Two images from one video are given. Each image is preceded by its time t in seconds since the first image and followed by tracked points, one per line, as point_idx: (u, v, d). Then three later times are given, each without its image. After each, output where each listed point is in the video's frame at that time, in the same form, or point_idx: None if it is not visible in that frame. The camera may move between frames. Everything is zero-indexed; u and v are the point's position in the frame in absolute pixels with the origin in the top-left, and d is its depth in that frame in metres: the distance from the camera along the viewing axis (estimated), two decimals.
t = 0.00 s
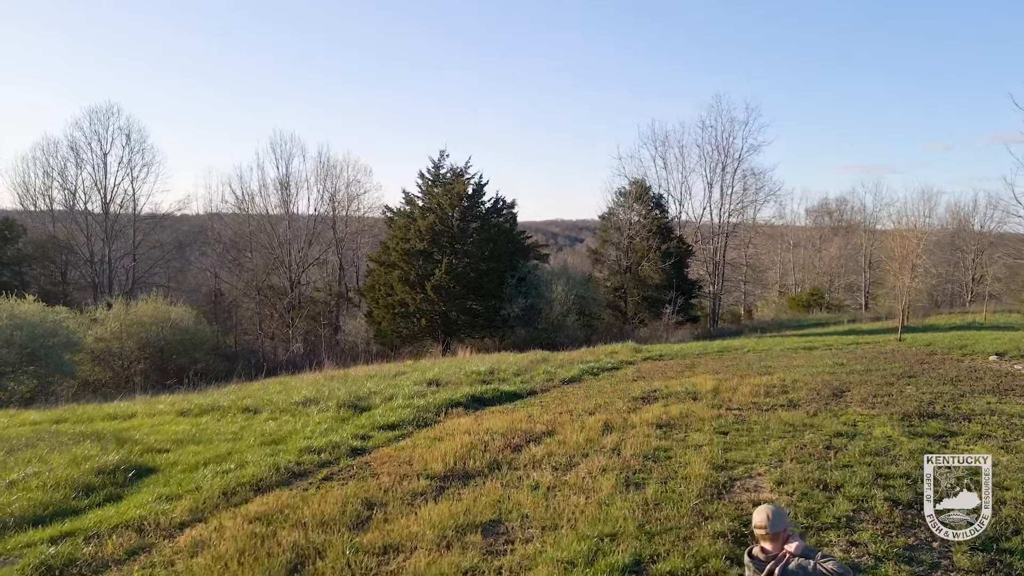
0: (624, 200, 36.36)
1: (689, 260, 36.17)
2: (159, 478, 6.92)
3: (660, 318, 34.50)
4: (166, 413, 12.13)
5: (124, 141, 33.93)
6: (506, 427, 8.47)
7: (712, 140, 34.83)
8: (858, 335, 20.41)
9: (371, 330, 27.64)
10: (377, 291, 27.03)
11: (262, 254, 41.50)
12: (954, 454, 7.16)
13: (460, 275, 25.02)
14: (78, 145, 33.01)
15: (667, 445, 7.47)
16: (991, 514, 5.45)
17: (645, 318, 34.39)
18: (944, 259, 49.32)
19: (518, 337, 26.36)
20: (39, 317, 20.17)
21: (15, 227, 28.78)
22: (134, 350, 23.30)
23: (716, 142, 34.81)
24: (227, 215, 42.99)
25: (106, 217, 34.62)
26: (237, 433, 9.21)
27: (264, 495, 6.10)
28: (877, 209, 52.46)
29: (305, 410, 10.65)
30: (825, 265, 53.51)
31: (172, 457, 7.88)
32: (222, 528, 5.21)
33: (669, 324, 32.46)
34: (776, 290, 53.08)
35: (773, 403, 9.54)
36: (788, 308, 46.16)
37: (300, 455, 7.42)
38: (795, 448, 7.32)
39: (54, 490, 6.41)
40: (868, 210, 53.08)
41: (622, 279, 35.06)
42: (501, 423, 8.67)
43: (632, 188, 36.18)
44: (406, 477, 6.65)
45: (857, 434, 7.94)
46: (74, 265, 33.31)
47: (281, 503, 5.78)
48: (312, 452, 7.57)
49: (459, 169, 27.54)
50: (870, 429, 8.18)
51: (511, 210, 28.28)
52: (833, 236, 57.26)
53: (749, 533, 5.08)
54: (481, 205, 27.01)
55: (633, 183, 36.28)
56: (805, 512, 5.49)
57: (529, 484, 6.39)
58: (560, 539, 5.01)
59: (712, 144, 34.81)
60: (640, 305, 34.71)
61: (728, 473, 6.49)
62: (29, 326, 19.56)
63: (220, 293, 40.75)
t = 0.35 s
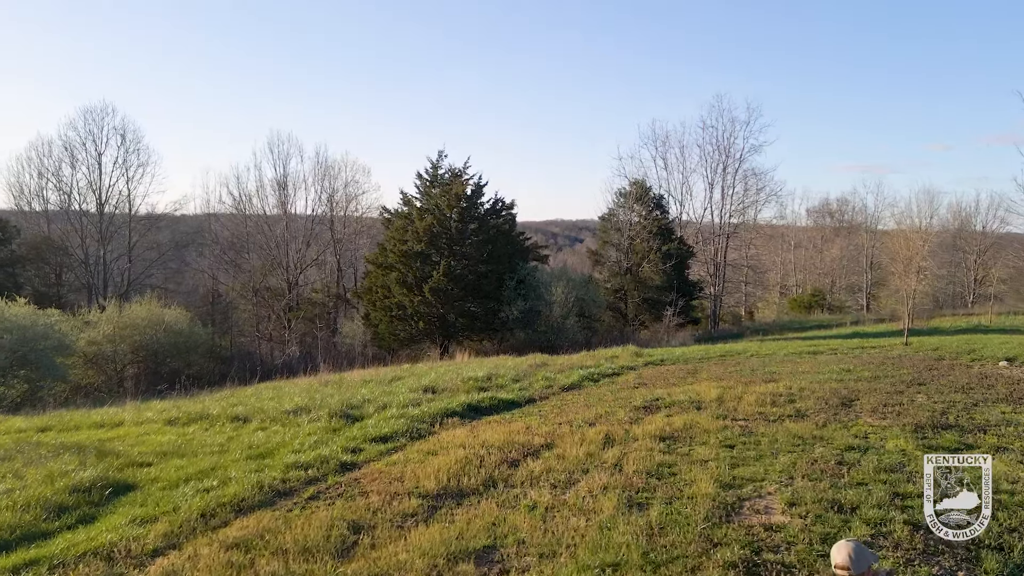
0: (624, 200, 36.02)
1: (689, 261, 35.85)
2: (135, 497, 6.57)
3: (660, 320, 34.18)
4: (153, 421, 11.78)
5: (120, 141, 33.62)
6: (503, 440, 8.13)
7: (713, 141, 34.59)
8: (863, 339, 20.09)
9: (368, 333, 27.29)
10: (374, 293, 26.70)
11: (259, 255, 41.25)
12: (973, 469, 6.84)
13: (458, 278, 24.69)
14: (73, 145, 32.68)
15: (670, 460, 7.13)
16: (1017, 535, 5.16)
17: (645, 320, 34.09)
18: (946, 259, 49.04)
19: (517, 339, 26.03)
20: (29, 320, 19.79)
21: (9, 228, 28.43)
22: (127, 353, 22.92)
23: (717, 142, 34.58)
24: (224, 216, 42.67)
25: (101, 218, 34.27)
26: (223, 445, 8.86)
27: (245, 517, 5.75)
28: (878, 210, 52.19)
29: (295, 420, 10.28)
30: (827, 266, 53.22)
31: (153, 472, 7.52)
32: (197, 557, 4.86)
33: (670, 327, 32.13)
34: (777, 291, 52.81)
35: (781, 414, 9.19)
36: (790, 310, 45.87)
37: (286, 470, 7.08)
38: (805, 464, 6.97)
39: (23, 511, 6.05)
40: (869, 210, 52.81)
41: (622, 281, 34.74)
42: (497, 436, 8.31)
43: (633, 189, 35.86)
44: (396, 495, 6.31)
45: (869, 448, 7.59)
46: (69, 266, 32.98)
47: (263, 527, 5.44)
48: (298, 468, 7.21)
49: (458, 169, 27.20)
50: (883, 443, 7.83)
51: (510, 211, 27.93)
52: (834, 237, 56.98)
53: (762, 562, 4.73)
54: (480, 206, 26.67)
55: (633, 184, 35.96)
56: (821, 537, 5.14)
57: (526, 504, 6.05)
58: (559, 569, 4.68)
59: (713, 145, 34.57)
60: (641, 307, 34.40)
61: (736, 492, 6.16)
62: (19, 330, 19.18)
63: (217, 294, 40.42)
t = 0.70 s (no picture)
0: (624, 201, 35.68)
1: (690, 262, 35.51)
2: (108, 518, 6.21)
3: (660, 322, 33.84)
4: (139, 431, 11.40)
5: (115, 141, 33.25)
6: (498, 455, 7.78)
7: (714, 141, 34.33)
8: (869, 344, 19.73)
9: (364, 336, 26.91)
10: (371, 296, 26.33)
11: (256, 256, 40.96)
12: (995, 488, 6.48)
13: (455, 280, 24.36)
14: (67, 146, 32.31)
15: (674, 478, 6.79)
16: None
17: (646, 323, 33.76)
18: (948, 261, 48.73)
19: (516, 342, 25.68)
20: (19, 324, 19.38)
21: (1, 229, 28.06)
22: (119, 357, 22.50)
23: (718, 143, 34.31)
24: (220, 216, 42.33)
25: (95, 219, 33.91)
26: (207, 459, 8.50)
27: (221, 544, 5.39)
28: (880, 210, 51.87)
29: (284, 431, 9.90)
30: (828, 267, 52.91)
31: (130, 491, 7.14)
32: None
33: (670, 329, 31.81)
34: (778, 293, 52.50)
35: (788, 425, 8.84)
36: (791, 311, 45.53)
37: (269, 489, 6.72)
38: (816, 482, 6.62)
39: None
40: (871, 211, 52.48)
41: (622, 283, 34.41)
42: (492, 451, 7.95)
43: (632, 189, 35.52)
44: (384, 518, 5.96)
45: (883, 465, 7.21)
46: (63, 268, 32.61)
47: (240, 555, 5.09)
48: (282, 486, 6.84)
49: (456, 170, 26.83)
50: (896, 458, 7.47)
51: (508, 212, 27.55)
52: (835, 238, 56.65)
53: None
54: (478, 207, 26.30)
55: (633, 185, 35.62)
56: (838, 568, 4.78)
57: (522, 528, 5.70)
58: None
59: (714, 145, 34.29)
60: (641, 309, 34.07)
61: (744, 514, 5.81)
62: (8, 334, 18.77)
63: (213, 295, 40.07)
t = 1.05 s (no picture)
0: (624, 202, 35.32)
1: (691, 264, 35.20)
2: (75, 544, 5.82)
3: (661, 325, 33.46)
4: (122, 442, 11.01)
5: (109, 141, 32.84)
6: (492, 472, 7.41)
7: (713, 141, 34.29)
8: (874, 348, 19.34)
9: (360, 339, 26.51)
10: (367, 298, 25.97)
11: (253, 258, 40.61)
12: (1019, 509, 6.09)
13: (453, 283, 23.98)
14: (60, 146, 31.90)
15: (677, 499, 6.41)
16: None
17: (646, 325, 33.42)
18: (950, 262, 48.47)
19: (514, 345, 25.32)
20: (7, 328, 18.98)
21: None
22: (110, 361, 22.09)
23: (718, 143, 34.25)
24: (217, 217, 42.00)
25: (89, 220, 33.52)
26: (188, 475, 8.12)
27: None
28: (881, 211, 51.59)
29: (271, 444, 9.51)
30: (829, 268, 52.61)
31: (103, 511, 6.75)
32: None
33: (671, 332, 31.46)
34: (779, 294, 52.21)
35: (796, 439, 8.46)
36: (792, 312, 45.18)
37: (249, 511, 6.35)
38: (828, 502, 6.27)
39: None
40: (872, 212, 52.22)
41: (622, 285, 34.04)
42: (487, 468, 7.55)
43: (633, 190, 35.16)
44: (369, 544, 5.59)
45: (899, 484, 6.83)
46: (56, 270, 32.23)
47: None
48: (264, 507, 6.47)
49: (453, 170, 26.47)
50: (911, 475, 7.10)
51: (507, 213, 27.17)
52: (837, 239, 56.40)
53: None
54: (476, 208, 25.93)
55: (633, 186, 35.26)
56: None
57: (516, 555, 5.33)
58: None
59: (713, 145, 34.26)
60: (641, 311, 33.71)
61: (753, 541, 5.43)
62: None
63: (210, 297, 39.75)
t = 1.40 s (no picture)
0: (624, 203, 34.96)
1: (692, 265, 34.88)
2: (37, 572, 5.44)
3: (661, 327, 33.08)
4: (104, 453, 10.60)
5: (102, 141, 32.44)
6: (485, 490, 7.04)
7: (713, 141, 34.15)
8: (879, 352, 18.95)
9: (356, 342, 26.13)
10: (363, 301, 25.61)
11: (249, 259, 40.28)
12: None
13: (450, 285, 23.63)
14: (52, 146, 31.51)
15: (681, 521, 6.04)
16: None
17: (646, 327, 33.07)
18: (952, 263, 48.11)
19: (513, 348, 24.95)
20: None
21: None
22: (101, 365, 21.66)
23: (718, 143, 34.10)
24: (214, 218, 41.66)
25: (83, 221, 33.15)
26: (166, 491, 7.73)
27: None
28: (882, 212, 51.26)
29: (256, 457, 9.12)
30: (831, 269, 52.23)
31: (72, 533, 6.36)
32: None
33: (672, 334, 31.08)
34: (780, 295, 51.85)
35: (803, 453, 8.10)
36: (793, 314, 44.78)
37: (226, 535, 5.97)
38: (841, 525, 5.90)
39: None
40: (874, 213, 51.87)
41: (622, 286, 33.66)
42: (480, 486, 7.17)
43: (632, 191, 34.78)
44: (352, 572, 5.22)
45: (916, 504, 6.44)
46: (50, 272, 31.87)
47: None
48: (242, 530, 6.08)
49: (451, 171, 26.10)
50: (927, 493, 6.74)
51: (505, 215, 26.80)
52: (838, 240, 56.02)
53: None
54: (474, 209, 25.56)
55: (633, 186, 34.89)
56: None
57: None
58: None
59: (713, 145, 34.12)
60: (642, 313, 33.34)
61: (762, 570, 5.07)
62: None
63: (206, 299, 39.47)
